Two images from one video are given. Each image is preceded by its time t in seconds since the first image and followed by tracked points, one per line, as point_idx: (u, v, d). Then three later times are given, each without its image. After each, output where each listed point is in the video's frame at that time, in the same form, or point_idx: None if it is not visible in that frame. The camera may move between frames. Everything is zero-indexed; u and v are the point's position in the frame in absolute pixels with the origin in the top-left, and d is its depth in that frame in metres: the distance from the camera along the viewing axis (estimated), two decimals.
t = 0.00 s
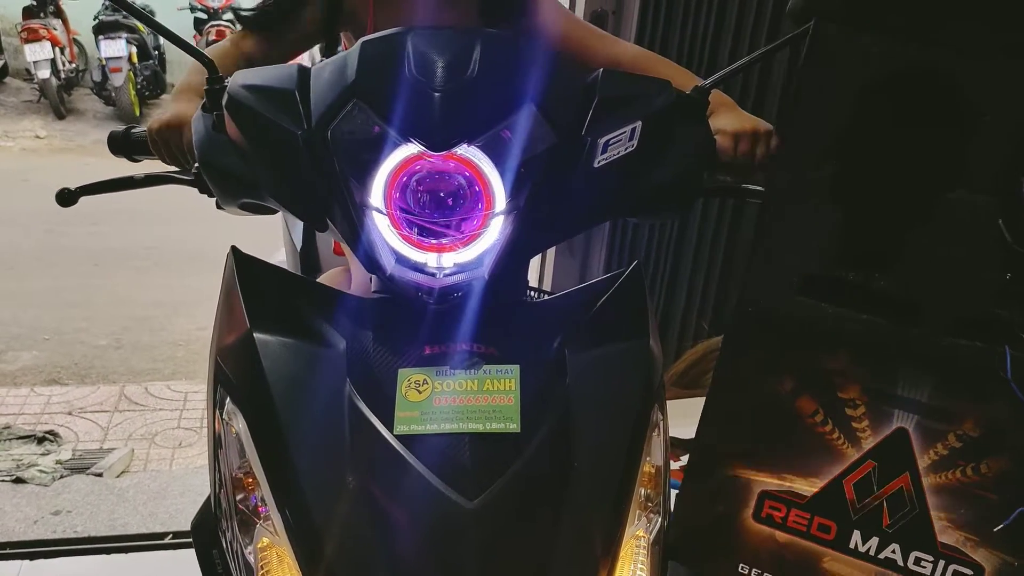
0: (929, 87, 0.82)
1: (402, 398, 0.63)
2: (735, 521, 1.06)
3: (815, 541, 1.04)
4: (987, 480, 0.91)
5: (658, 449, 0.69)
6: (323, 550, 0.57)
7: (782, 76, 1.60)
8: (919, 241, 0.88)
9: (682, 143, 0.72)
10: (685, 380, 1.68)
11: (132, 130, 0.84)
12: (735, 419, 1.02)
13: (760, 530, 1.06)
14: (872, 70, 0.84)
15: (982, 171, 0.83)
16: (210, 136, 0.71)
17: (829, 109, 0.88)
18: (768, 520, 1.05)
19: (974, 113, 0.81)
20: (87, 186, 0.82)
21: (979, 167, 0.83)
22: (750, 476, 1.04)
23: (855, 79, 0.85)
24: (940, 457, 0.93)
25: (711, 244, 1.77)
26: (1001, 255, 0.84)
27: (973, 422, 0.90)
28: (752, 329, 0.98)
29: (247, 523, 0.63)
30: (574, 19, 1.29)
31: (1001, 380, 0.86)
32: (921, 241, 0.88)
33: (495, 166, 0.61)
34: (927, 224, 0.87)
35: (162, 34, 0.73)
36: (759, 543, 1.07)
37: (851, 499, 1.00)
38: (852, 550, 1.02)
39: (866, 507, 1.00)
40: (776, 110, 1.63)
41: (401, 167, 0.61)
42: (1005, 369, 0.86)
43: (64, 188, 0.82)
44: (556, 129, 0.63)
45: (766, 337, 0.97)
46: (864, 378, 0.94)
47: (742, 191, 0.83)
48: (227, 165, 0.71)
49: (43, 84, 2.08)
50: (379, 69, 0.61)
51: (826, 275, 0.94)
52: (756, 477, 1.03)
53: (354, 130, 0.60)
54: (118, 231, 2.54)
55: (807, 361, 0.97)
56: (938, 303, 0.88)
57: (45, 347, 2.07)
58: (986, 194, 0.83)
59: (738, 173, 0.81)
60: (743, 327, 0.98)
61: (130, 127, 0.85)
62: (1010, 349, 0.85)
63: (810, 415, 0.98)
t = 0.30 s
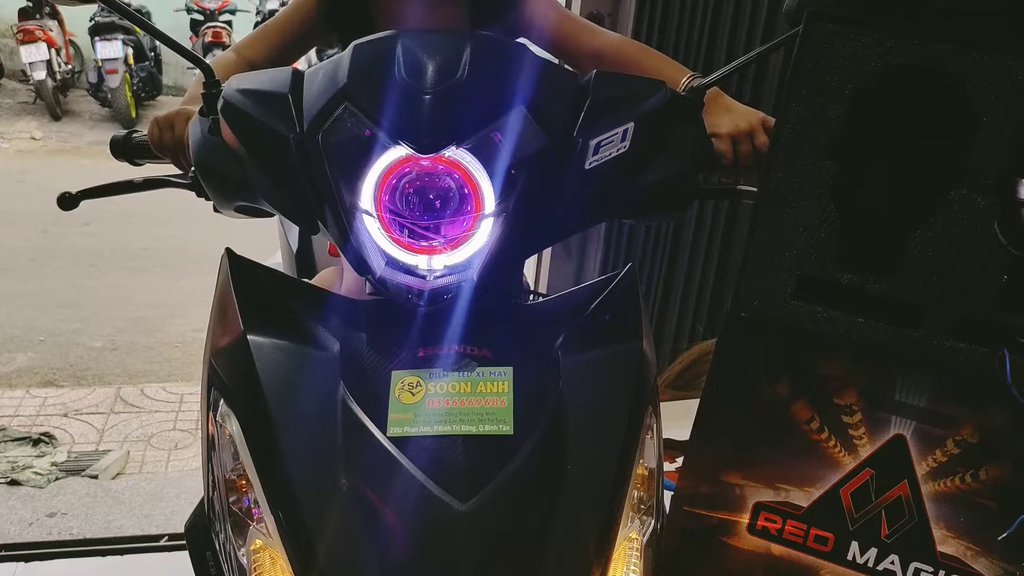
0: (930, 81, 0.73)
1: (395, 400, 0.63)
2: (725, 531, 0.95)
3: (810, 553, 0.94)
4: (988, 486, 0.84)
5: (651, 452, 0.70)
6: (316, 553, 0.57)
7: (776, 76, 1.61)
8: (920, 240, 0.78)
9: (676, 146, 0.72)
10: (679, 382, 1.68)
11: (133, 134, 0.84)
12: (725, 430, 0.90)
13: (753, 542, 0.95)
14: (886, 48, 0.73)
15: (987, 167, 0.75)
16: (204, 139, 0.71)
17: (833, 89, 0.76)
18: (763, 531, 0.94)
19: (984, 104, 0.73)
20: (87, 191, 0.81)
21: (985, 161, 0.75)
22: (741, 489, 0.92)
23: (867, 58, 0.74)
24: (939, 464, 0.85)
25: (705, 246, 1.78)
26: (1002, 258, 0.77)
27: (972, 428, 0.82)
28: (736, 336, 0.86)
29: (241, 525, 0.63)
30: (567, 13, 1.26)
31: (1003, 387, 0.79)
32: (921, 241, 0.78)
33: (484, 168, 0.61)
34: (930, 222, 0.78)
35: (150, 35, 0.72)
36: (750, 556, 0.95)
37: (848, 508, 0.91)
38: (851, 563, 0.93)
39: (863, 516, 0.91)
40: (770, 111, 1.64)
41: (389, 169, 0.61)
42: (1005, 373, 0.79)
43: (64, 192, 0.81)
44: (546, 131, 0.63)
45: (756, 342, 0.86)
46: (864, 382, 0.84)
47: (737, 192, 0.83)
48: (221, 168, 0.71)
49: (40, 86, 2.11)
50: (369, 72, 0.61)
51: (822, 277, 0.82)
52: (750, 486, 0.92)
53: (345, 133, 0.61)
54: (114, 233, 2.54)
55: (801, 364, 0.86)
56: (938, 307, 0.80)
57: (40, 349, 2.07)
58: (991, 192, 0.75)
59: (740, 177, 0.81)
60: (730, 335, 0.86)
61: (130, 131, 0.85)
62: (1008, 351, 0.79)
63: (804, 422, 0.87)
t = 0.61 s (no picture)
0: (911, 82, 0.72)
1: (391, 402, 0.63)
2: (715, 533, 0.91)
3: (799, 555, 0.90)
4: (974, 488, 0.81)
5: (647, 454, 0.70)
6: (310, 556, 0.57)
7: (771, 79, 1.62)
8: (901, 244, 0.76)
9: (669, 149, 0.72)
10: (675, 384, 1.68)
11: (126, 136, 0.84)
12: (711, 435, 0.87)
13: (743, 543, 0.91)
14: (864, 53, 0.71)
15: (968, 171, 0.72)
16: (198, 142, 0.71)
17: (812, 93, 0.73)
18: (753, 534, 0.90)
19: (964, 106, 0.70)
20: (80, 192, 0.81)
21: (965, 164, 0.72)
22: (728, 493, 0.89)
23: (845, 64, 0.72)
24: (925, 466, 0.82)
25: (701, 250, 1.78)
26: (985, 262, 0.74)
27: (958, 429, 0.79)
28: (721, 341, 0.83)
29: (235, 529, 0.62)
30: (563, 15, 1.26)
31: (985, 390, 0.76)
32: (902, 245, 0.76)
33: (480, 171, 0.61)
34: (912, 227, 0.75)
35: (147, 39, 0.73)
36: (740, 558, 0.92)
37: (836, 510, 0.87)
38: (840, 566, 0.89)
39: (852, 518, 0.87)
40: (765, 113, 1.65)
41: (385, 173, 0.61)
42: (987, 375, 0.75)
43: (57, 194, 0.81)
44: (541, 135, 0.63)
45: (740, 349, 0.83)
46: (852, 386, 0.81)
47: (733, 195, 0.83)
48: (217, 171, 0.71)
49: (37, 89, 2.13)
50: (363, 76, 0.61)
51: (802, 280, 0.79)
52: (738, 488, 0.89)
53: (339, 135, 0.61)
54: (110, 235, 2.53)
55: (788, 366, 0.82)
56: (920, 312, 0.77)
57: (37, 352, 2.07)
58: (971, 197, 0.73)
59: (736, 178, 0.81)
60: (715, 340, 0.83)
61: (123, 134, 0.85)
62: (991, 352, 0.75)
63: (792, 425, 0.85)
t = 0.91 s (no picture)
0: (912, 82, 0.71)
1: (390, 403, 0.63)
2: (716, 532, 0.90)
3: (798, 554, 0.89)
4: (976, 491, 0.79)
5: (647, 454, 0.70)
6: (310, 557, 0.57)
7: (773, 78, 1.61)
8: (904, 244, 0.75)
9: (668, 149, 0.72)
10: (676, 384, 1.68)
11: (126, 137, 0.84)
12: (711, 433, 0.85)
13: (742, 541, 0.90)
14: (869, 54, 0.70)
15: (973, 172, 0.71)
16: (198, 143, 0.71)
17: (815, 93, 0.72)
18: (753, 532, 0.89)
19: (968, 105, 0.69)
20: (81, 194, 0.81)
21: (969, 165, 0.71)
22: (728, 490, 0.87)
23: (850, 64, 0.70)
24: (926, 467, 0.80)
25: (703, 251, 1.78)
26: (989, 264, 0.73)
27: (960, 431, 0.77)
28: (722, 340, 0.82)
29: (235, 530, 0.62)
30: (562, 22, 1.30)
31: (986, 391, 0.75)
32: (905, 246, 0.75)
33: (480, 172, 0.61)
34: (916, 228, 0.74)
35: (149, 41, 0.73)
36: (742, 558, 0.91)
37: (836, 510, 0.86)
38: (839, 566, 0.88)
39: (852, 518, 0.86)
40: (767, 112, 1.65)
41: (383, 174, 0.61)
42: (989, 374, 0.74)
43: (58, 196, 0.81)
44: (540, 136, 0.63)
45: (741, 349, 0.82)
46: (853, 386, 0.80)
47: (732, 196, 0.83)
48: (216, 171, 0.71)
49: (37, 91, 2.13)
50: (361, 77, 0.61)
51: (804, 279, 0.78)
52: (738, 486, 0.87)
53: (337, 136, 0.61)
54: (110, 237, 2.53)
55: (791, 364, 0.81)
56: (922, 312, 0.76)
57: (38, 354, 2.07)
58: (975, 198, 0.72)
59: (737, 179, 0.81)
60: (715, 340, 0.82)
61: (123, 134, 0.85)
62: (994, 355, 0.74)
63: (792, 425, 0.83)
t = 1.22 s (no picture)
0: (916, 91, 0.71)
1: (388, 410, 0.63)
2: (712, 533, 0.90)
3: (792, 558, 0.89)
4: (969, 500, 0.79)
5: (643, 459, 0.70)
6: (308, 564, 0.57)
7: (771, 85, 1.62)
8: (903, 252, 0.75)
9: (663, 156, 0.72)
10: (675, 388, 1.69)
11: (121, 142, 0.85)
12: (708, 436, 0.85)
13: (737, 544, 0.90)
14: (876, 62, 0.69)
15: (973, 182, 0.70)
16: (194, 150, 0.71)
17: (821, 98, 0.72)
18: (747, 535, 0.89)
19: (972, 116, 0.69)
20: (77, 200, 0.81)
21: (970, 175, 0.71)
22: (723, 492, 0.88)
23: (857, 69, 0.70)
24: (921, 477, 0.80)
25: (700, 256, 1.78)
26: (988, 274, 0.73)
27: (956, 442, 0.78)
28: (722, 341, 0.82)
29: (233, 536, 0.63)
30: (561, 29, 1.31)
31: (981, 400, 0.75)
32: (905, 254, 0.75)
33: (478, 180, 0.61)
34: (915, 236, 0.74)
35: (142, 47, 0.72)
36: (736, 561, 0.91)
37: (831, 517, 0.86)
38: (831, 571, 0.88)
39: (849, 523, 0.86)
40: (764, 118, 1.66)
41: (382, 181, 0.61)
42: (985, 387, 0.74)
43: (53, 202, 0.81)
44: (537, 144, 0.63)
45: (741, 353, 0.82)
46: (851, 393, 0.80)
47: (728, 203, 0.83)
48: (213, 178, 0.71)
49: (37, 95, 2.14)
50: (359, 85, 0.61)
51: (804, 283, 0.78)
52: (734, 489, 0.87)
53: (334, 143, 0.61)
54: (109, 240, 2.54)
55: (790, 368, 0.81)
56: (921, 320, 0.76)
57: (37, 357, 2.07)
58: (977, 208, 0.71)
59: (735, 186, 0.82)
60: (717, 345, 0.82)
61: (117, 140, 0.85)
62: (991, 365, 0.74)
63: (791, 430, 0.83)
